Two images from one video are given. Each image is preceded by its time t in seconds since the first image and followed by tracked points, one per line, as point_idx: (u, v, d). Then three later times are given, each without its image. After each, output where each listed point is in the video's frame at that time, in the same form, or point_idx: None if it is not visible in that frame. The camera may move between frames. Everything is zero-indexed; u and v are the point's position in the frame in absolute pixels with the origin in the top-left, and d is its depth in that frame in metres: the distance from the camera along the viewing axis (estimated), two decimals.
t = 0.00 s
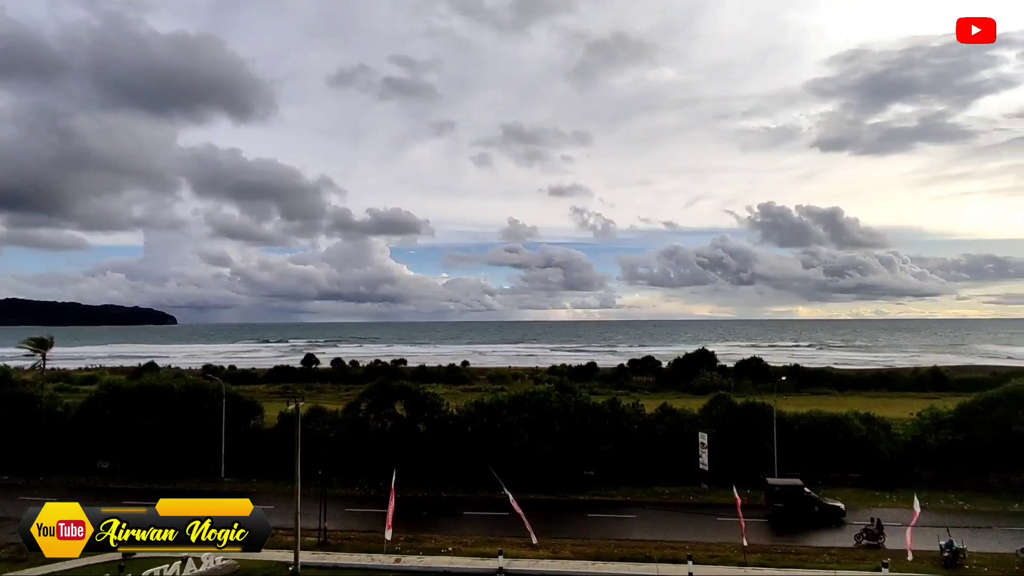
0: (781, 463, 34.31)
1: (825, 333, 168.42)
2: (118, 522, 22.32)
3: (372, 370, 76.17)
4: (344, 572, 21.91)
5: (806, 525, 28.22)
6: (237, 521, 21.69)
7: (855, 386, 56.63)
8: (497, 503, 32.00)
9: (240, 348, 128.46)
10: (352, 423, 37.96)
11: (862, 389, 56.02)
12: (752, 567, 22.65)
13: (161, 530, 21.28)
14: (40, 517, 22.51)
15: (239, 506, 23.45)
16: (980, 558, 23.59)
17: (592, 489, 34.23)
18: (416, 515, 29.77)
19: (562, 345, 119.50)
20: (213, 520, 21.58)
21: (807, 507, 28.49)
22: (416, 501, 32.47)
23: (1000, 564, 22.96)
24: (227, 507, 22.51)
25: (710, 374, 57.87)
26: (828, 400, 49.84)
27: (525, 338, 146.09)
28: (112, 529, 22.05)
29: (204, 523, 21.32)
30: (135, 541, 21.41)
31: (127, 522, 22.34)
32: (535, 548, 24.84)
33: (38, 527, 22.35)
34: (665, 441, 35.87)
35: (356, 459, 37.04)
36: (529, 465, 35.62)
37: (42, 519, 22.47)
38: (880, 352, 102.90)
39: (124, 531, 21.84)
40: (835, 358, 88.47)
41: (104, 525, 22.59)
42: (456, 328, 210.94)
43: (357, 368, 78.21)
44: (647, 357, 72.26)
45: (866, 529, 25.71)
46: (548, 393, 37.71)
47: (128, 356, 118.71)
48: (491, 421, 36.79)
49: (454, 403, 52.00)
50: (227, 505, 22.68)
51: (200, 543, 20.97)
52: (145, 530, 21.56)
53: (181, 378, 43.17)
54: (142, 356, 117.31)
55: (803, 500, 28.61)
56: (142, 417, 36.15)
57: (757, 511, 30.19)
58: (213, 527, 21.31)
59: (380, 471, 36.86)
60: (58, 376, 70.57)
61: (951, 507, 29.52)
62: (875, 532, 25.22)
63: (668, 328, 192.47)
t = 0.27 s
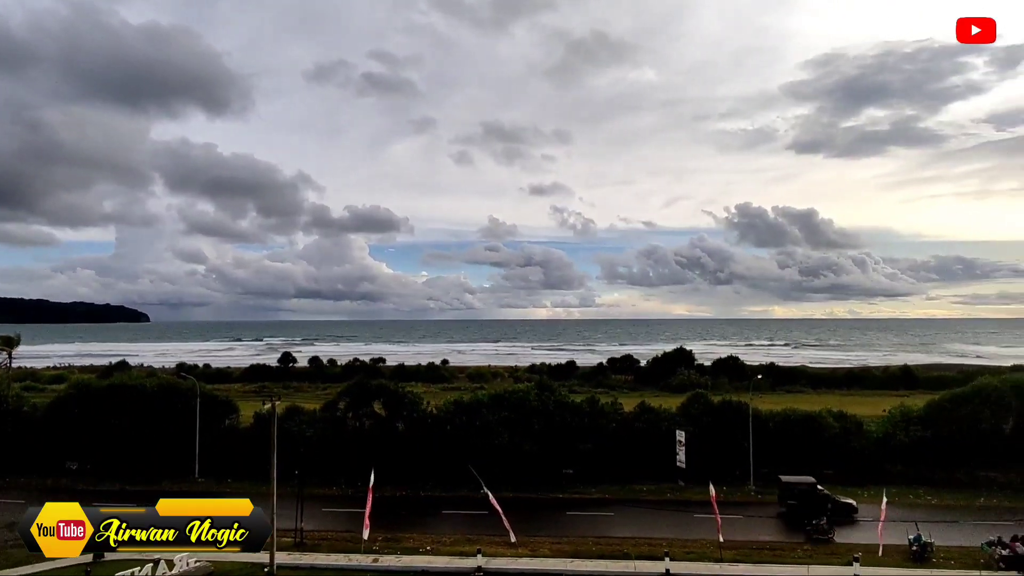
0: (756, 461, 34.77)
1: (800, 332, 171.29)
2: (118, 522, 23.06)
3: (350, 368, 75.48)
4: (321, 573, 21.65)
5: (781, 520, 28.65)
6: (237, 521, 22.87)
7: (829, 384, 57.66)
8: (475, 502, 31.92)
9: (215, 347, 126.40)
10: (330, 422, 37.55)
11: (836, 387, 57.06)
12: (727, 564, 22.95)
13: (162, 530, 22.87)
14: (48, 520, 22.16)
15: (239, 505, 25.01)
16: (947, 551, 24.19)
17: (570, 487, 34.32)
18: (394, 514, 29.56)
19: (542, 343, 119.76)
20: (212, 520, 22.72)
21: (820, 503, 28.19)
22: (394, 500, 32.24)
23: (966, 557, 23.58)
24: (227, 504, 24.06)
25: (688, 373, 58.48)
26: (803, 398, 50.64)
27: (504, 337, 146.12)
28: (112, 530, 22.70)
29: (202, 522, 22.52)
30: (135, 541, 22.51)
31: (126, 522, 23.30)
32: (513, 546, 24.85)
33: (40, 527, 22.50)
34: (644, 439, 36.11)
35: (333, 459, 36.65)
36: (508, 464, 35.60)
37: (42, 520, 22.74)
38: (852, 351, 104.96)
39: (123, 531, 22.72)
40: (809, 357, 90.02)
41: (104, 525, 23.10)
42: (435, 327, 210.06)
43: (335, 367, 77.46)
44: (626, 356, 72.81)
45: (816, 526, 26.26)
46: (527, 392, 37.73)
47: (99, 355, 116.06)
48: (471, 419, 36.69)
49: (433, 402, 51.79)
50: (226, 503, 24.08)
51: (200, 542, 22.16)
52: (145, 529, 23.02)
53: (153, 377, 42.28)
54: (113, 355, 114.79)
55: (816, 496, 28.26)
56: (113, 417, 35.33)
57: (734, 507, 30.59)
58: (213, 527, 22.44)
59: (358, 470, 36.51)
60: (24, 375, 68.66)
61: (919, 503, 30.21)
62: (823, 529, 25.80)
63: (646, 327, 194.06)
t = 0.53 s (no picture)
0: (729, 458, 35.25)
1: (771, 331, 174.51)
2: (117, 522, 19.35)
3: (324, 367, 74.55)
4: None
5: (752, 516, 29.10)
6: (239, 520, 18.82)
7: (799, 383, 58.81)
8: (450, 501, 31.76)
9: (185, 346, 123.67)
10: (303, 422, 37.04)
11: (805, 385, 58.23)
12: (701, 559, 23.17)
13: (161, 532, 18.73)
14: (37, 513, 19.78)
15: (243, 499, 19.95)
16: (912, 545, 24.83)
17: (545, 486, 34.37)
18: (369, 514, 29.33)
19: (518, 342, 119.76)
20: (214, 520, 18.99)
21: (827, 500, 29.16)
22: (368, 500, 31.93)
23: (930, 549, 24.24)
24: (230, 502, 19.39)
25: (663, 371, 59.05)
26: (774, 396, 51.52)
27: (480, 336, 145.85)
28: (111, 529, 19.24)
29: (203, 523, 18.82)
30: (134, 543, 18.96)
31: (125, 522, 19.38)
32: (488, 545, 24.76)
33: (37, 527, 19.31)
34: (619, 437, 36.36)
35: (306, 459, 36.15)
36: (483, 463, 35.54)
37: (40, 519, 19.32)
38: (822, 349, 107.25)
39: (123, 532, 19.15)
40: (780, 356, 91.64)
41: (104, 524, 19.63)
42: (411, 326, 208.85)
43: (308, 366, 76.41)
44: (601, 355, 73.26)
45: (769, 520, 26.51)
46: (503, 391, 37.70)
47: (63, 354, 112.66)
48: (446, 419, 36.52)
49: (409, 401, 51.43)
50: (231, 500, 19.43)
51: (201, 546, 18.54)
52: (144, 531, 18.99)
53: (120, 376, 41.18)
54: (78, 354, 111.46)
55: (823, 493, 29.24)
56: (77, 418, 34.31)
57: (707, 504, 30.98)
58: (214, 527, 18.69)
59: (331, 470, 36.09)
60: None
61: (884, 498, 30.99)
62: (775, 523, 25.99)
63: (622, 327, 195.55)
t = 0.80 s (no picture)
0: (699, 456, 35.63)
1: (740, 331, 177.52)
2: (116, 523, 20.97)
3: (293, 368, 73.23)
4: None
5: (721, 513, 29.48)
6: (238, 520, 20.17)
7: (767, 382, 59.83)
8: (422, 503, 31.42)
9: (149, 346, 120.28)
10: (271, 424, 36.28)
11: (773, 384, 59.29)
12: (671, 557, 23.35)
13: (160, 531, 19.88)
14: (39, 513, 21.42)
15: (240, 503, 21.54)
16: (874, 539, 25.47)
17: (517, 486, 34.25)
18: (338, 516, 28.86)
19: (491, 342, 119.50)
20: (212, 520, 20.11)
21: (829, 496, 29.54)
22: (338, 503, 31.38)
23: (891, 543, 24.89)
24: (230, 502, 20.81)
25: (635, 371, 59.49)
26: (743, 396, 52.29)
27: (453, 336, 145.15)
28: (111, 530, 20.89)
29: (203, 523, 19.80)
30: (134, 541, 20.23)
31: (125, 522, 20.95)
32: (460, 546, 24.56)
33: (38, 526, 20.93)
34: (591, 437, 36.47)
35: (274, 461, 35.40)
36: (455, 464, 35.27)
37: (41, 519, 20.94)
38: (789, 349, 109.49)
39: (123, 532, 20.63)
40: (749, 356, 93.31)
41: (103, 525, 21.29)
42: (383, 326, 206.78)
43: (277, 367, 74.98)
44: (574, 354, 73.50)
45: (714, 517, 27.09)
46: (476, 391, 37.51)
47: (17, 354, 108.38)
48: (418, 419, 36.18)
49: (380, 402, 50.83)
50: (231, 501, 20.87)
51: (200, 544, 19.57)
52: (144, 530, 20.23)
53: (78, 377, 39.75)
54: (34, 355, 107.43)
55: (825, 489, 29.71)
56: (33, 420, 33.03)
57: (678, 502, 31.29)
58: (213, 527, 19.78)
59: (300, 473, 35.41)
60: None
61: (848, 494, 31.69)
62: (721, 518, 26.66)
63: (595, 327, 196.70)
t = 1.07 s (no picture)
0: (667, 456, 36.02)
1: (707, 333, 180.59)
2: (114, 523, 18.91)
3: (258, 370, 71.63)
4: None
5: (689, 513, 29.77)
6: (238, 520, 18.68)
7: (733, 382, 60.91)
8: (390, 506, 30.99)
9: (106, 348, 116.24)
10: (235, 427, 35.40)
11: (738, 384, 60.39)
12: (640, 556, 23.45)
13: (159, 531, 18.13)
14: (36, 511, 20.20)
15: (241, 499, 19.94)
16: (835, 535, 26.06)
17: (487, 489, 34.08)
18: (302, 522, 28.21)
19: (461, 344, 118.93)
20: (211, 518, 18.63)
21: (827, 494, 30.10)
22: (304, 508, 30.75)
23: (851, 539, 25.48)
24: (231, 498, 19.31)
25: (604, 372, 59.88)
26: (709, 396, 53.10)
27: (423, 337, 144.00)
28: (111, 529, 18.90)
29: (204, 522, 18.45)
30: (134, 541, 18.41)
31: (123, 523, 18.87)
32: (429, 549, 24.25)
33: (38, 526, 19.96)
34: (561, 438, 36.54)
35: (238, 465, 34.54)
36: (424, 466, 34.92)
37: (41, 519, 19.94)
38: (754, 350, 111.77)
39: (121, 532, 18.67)
40: (716, 356, 94.89)
41: (101, 525, 19.21)
42: (351, 327, 204.29)
43: (241, 369, 73.23)
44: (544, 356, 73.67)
45: (660, 517, 27.37)
46: (446, 393, 37.24)
47: None
48: (386, 421, 35.74)
49: (347, 404, 50.04)
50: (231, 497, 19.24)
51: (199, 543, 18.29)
52: (143, 530, 18.38)
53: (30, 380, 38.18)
54: None
55: (822, 487, 30.32)
56: None
57: (646, 502, 31.53)
58: (214, 527, 18.53)
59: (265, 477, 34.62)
60: None
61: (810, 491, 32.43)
62: (668, 518, 26.93)
63: (565, 328, 197.43)
